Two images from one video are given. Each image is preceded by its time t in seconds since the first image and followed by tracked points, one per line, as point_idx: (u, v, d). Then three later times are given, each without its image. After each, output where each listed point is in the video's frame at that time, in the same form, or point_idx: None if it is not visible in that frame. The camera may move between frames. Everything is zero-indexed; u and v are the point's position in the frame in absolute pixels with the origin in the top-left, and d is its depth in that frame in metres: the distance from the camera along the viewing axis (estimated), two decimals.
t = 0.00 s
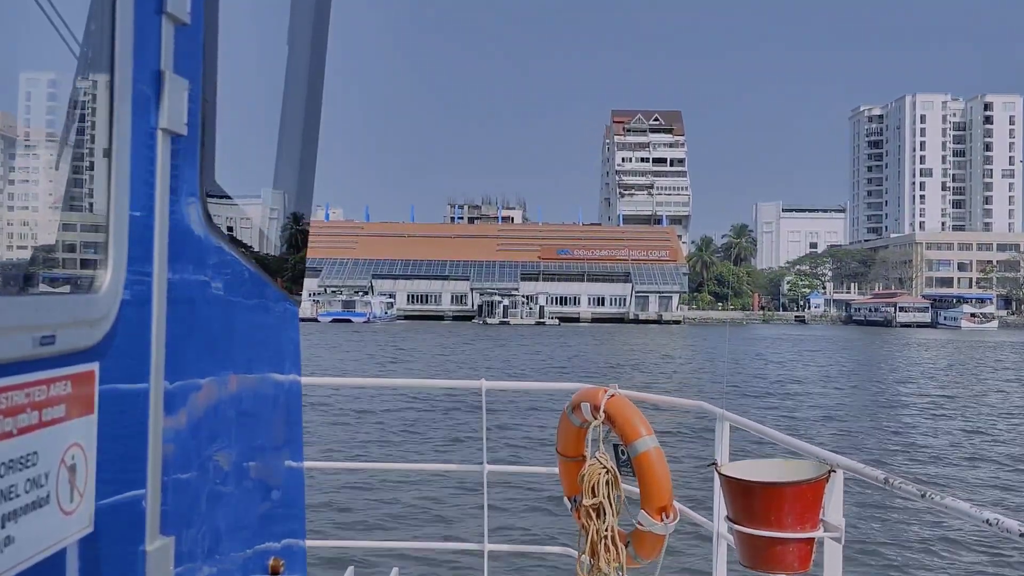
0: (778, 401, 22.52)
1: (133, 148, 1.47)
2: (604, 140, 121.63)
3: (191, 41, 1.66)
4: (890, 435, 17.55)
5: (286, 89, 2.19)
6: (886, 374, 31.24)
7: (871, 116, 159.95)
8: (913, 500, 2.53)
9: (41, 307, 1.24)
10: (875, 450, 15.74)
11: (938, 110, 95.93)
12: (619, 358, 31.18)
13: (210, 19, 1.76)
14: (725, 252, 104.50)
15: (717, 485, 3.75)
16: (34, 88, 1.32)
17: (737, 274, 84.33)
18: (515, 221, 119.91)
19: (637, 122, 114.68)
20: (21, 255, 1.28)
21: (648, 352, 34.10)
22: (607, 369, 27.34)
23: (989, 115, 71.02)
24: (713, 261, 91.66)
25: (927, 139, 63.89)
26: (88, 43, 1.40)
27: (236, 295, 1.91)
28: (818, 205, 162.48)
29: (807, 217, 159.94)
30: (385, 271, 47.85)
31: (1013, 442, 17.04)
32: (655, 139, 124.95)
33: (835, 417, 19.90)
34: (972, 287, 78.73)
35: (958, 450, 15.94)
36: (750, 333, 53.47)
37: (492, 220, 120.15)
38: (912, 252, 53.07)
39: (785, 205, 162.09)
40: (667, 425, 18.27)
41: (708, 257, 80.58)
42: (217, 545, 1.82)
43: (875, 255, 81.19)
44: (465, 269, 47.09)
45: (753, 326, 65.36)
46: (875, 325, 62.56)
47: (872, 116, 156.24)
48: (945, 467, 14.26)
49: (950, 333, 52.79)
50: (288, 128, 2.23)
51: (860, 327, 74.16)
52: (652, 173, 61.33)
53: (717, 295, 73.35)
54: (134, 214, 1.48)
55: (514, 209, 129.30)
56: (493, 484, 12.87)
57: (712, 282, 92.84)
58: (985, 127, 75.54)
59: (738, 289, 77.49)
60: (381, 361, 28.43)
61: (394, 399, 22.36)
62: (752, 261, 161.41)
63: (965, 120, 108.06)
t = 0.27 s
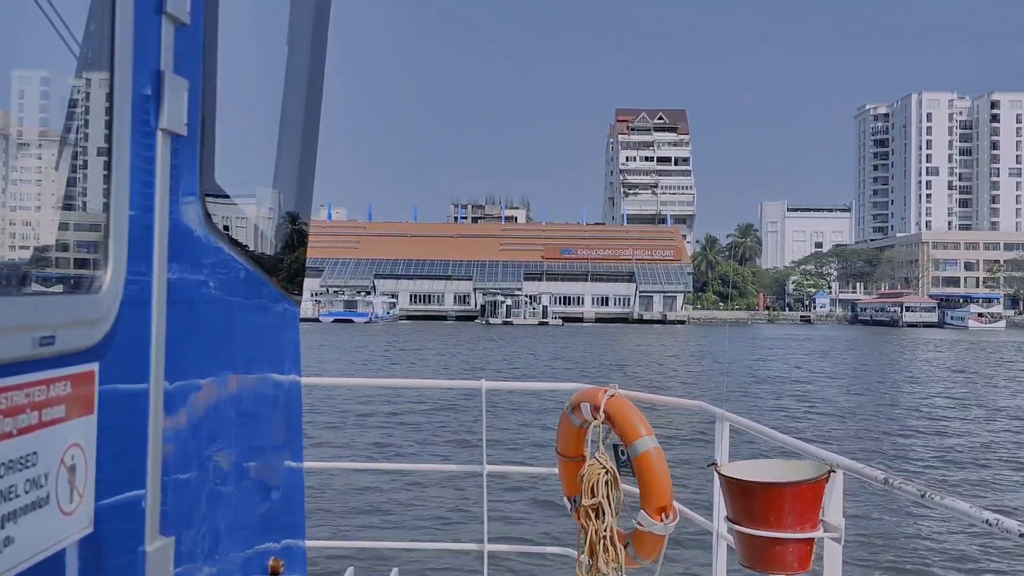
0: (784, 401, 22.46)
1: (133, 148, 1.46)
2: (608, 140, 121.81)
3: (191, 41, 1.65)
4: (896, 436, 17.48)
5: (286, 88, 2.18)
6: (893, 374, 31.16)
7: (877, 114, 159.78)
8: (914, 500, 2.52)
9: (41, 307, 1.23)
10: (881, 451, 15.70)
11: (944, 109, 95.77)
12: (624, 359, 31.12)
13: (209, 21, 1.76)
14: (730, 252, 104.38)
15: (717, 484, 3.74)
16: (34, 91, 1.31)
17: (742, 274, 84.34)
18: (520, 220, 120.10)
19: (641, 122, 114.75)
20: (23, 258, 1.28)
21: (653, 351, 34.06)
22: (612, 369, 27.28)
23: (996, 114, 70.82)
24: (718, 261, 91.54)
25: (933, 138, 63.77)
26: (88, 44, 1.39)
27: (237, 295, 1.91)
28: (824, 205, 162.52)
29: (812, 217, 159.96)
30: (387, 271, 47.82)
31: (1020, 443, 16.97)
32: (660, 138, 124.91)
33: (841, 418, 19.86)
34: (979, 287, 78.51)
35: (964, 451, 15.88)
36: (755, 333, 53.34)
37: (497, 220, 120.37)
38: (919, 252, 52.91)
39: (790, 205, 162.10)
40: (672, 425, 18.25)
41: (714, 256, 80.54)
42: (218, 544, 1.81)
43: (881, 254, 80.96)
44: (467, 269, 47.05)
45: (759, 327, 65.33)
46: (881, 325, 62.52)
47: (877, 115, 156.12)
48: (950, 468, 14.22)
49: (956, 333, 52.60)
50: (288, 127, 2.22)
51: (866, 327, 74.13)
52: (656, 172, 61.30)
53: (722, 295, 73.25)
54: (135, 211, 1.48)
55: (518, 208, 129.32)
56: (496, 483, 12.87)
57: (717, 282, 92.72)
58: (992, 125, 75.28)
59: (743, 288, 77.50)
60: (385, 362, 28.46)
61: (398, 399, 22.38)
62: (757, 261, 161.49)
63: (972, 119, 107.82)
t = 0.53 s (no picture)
0: (790, 402, 22.39)
1: (132, 147, 1.46)
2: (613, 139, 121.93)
3: (191, 41, 1.65)
4: (903, 438, 17.39)
5: (286, 88, 2.18)
6: (902, 375, 31.00)
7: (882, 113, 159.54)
8: (913, 500, 2.52)
9: (39, 309, 1.22)
10: (887, 452, 15.66)
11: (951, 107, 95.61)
12: (629, 359, 31.05)
13: (210, 20, 1.75)
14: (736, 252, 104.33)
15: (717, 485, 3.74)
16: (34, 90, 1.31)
17: (748, 274, 84.27)
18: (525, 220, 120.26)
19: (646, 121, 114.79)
20: (23, 258, 1.28)
21: (658, 352, 33.98)
22: (617, 371, 27.22)
23: (1004, 113, 70.56)
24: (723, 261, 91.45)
25: (940, 137, 63.64)
26: (87, 42, 1.38)
27: (237, 295, 1.91)
28: (829, 205, 162.47)
29: (817, 216, 159.88)
30: (390, 271, 47.78)
31: None
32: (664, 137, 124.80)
33: (847, 418, 19.81)
34: (987, 287, 78.27)
35: (971, 453, 15.81)
36: (762, 333, 53.18)
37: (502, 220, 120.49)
38: (926, 251, 52.69)
39: (795, 204, 162.02)
40: (676, 425, 18.21)
41: (719, 256, 80.49)
42: (217, 545, 1.81)
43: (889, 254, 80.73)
44: (470, 268, 47.00)
45: (764, 327, 65.26)
46: (888, 325, 62.42)
47: (883, 114, 155.82)
48: (956, 469, 14.17)
49: (964, 333, 52.37)
50: (288, 126, 2.22)
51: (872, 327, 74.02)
52: (661, 171, 61.22)
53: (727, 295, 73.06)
54: (137, 208, 1.47)
55: (522, 208, 129.43)
56: (498, 483, 12.86)
57: (723, 282, 92.58)
58: (1000, 124, 74.99)
59: (748, 288, 77.45)
60: (390, 362, 28.46)
61: (403, 399, 22.37)
62: (763, 261, 161.47)
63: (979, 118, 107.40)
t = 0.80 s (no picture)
0: (797, 404, 22.34)
1: (130, 145, 1.46)
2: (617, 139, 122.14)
3: (191, 41, 1.66)
4: (911, 439, 17.34)
5: (285, 87, 2.18)
6: (912, 376, 30.88)
7: (889, 112, 159.31)
8: (913, 499, 2.52)
9: (40, 308, 1.23)
10: (893, 453, 15.63)
11: (958, 106, 95.40)
12: (636, 360, 31.00)
13: (209, 18, 1.76)
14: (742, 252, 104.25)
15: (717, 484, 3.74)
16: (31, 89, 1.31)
17: (754, 274, 84.19)
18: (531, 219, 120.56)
19: (651, 120, 114.88)
20: (21, 260, 1.28)
21: (665, 353, 33.91)
22: (624, 372, 27.18)
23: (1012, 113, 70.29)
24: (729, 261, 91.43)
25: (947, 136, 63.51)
26: (87, 43, 1.39)
27: (238, 294, 1.92)
28: (835, 205, 162.55)
29: (823, 216, 159.86)
30: (393, 272, 47.77)
31: None
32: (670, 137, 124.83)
33: (854, 419, 19.77)
34: (995, 287, 78.01)
35: (979, 454, 15.74)
36: (768, 334, 53.05)
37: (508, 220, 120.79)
38: (934, 252, 52.49)
39: (801, 204, 162.06)
40: (682, 426, 18.20)
41: (724, 256, 80.46)
42: (218, 544, 1.82)
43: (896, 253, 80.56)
44: (474, 269, 46.97)
45: (770, 327, 65.23)
46: (894, 325, 62.36)
47: (889, 114, 155.56)
48: (962, 471, 14.13)
49: (972, 334, 52.18)
50: (289, 125, 2.23)
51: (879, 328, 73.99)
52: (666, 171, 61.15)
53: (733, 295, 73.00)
54: (138, 204, 1.48)
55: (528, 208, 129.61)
56: (502, 483, 12.87)
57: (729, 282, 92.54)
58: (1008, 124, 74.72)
59: (754, 288, 77.43)
60: (396, 362, 28.53)
61: (408, 399, 22.42)
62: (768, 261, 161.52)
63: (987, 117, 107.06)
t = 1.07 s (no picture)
0: (805, 404, 22.26)
1: (130, 144, 1.45)
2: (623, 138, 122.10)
3: (191, 40, 1.65)
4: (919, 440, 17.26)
5: (286, 85, 2.18)
6: (921, 376, 30.76)
7: (897, 111, 159.16)
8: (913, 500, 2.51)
9: (39, 307, 1.22)
10: (901, 454, 15.55)
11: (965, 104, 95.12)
12: (643, 360, 30.93)
13: (209, 20, 1.75)
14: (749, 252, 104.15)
15: (717, 485, 3.74)
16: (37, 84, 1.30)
17: (760, 274, 84.11)
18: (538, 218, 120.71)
19: (656, 119, 114.89)
20: (23, 259, 1.27)
21: (671, 353, 33.84)
22: (630, 372, 27.13)
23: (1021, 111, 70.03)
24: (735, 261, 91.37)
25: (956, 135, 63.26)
26: (88, 44, 1.38)
27: (238, 295, 1.92)
28: (842, 204, 162.42)
29: (829, 215, 159.77)
30: (397, 271, 47.75)
31: None
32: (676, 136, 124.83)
33: (861, 420, 19.70)
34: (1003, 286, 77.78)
35: (986, 456, 15.67)
36: (775, 334, 52.92)
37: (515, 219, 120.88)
38: (942, 251, 52.32)
39: (807, 203, 161.98)
40: (687, 426, 18.16)
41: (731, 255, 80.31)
42: (217, 545, 1.81)
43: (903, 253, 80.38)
44: (478, 269, 46.92)
45: (777, 327, 65.09)
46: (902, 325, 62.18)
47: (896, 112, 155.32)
48: (971, 473, 14.04)
49: (980, 334, 52.00)
50: (288, 125, 2.22)
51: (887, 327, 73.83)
52: (672, 170, 60.98)
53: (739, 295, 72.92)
54: (137, 201, 1.48)
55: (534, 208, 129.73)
56: (505, 483, 12.83)
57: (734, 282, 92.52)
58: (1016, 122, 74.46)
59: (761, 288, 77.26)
60: (403, 363, 28.46)
61: (414, 399, 22.38)
62: (775, 260, 161.50)
63: (995, 115, 106.77)
